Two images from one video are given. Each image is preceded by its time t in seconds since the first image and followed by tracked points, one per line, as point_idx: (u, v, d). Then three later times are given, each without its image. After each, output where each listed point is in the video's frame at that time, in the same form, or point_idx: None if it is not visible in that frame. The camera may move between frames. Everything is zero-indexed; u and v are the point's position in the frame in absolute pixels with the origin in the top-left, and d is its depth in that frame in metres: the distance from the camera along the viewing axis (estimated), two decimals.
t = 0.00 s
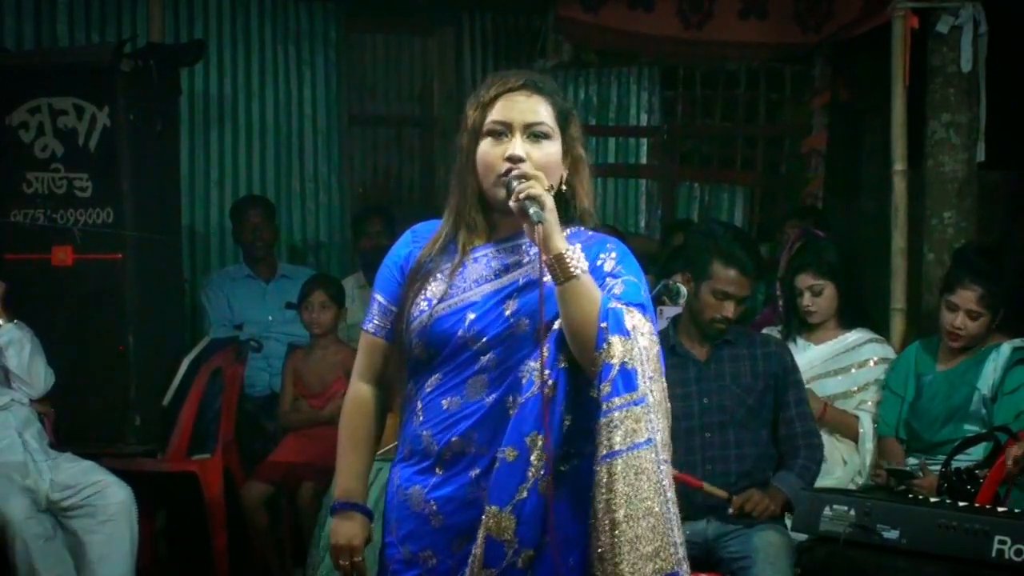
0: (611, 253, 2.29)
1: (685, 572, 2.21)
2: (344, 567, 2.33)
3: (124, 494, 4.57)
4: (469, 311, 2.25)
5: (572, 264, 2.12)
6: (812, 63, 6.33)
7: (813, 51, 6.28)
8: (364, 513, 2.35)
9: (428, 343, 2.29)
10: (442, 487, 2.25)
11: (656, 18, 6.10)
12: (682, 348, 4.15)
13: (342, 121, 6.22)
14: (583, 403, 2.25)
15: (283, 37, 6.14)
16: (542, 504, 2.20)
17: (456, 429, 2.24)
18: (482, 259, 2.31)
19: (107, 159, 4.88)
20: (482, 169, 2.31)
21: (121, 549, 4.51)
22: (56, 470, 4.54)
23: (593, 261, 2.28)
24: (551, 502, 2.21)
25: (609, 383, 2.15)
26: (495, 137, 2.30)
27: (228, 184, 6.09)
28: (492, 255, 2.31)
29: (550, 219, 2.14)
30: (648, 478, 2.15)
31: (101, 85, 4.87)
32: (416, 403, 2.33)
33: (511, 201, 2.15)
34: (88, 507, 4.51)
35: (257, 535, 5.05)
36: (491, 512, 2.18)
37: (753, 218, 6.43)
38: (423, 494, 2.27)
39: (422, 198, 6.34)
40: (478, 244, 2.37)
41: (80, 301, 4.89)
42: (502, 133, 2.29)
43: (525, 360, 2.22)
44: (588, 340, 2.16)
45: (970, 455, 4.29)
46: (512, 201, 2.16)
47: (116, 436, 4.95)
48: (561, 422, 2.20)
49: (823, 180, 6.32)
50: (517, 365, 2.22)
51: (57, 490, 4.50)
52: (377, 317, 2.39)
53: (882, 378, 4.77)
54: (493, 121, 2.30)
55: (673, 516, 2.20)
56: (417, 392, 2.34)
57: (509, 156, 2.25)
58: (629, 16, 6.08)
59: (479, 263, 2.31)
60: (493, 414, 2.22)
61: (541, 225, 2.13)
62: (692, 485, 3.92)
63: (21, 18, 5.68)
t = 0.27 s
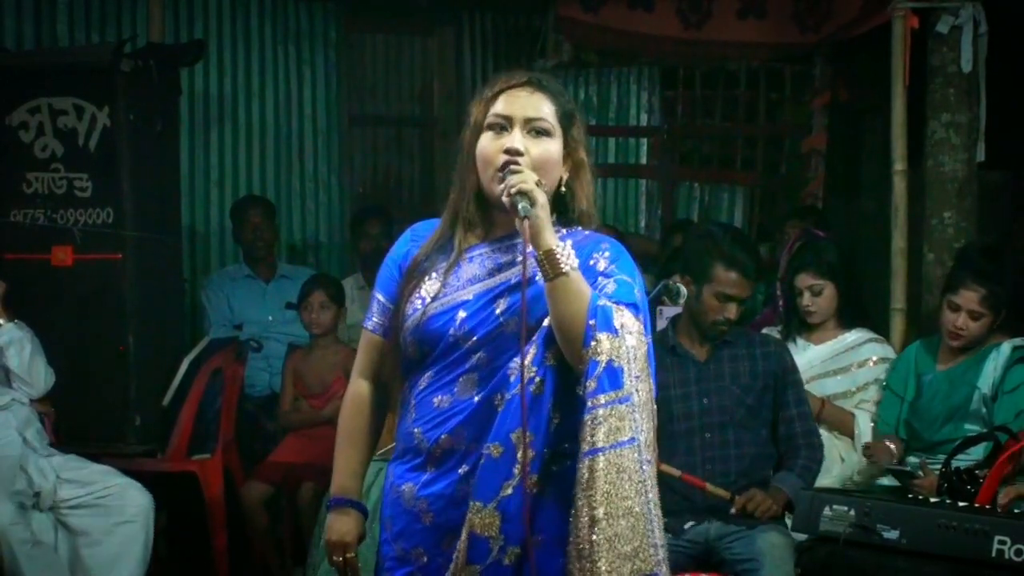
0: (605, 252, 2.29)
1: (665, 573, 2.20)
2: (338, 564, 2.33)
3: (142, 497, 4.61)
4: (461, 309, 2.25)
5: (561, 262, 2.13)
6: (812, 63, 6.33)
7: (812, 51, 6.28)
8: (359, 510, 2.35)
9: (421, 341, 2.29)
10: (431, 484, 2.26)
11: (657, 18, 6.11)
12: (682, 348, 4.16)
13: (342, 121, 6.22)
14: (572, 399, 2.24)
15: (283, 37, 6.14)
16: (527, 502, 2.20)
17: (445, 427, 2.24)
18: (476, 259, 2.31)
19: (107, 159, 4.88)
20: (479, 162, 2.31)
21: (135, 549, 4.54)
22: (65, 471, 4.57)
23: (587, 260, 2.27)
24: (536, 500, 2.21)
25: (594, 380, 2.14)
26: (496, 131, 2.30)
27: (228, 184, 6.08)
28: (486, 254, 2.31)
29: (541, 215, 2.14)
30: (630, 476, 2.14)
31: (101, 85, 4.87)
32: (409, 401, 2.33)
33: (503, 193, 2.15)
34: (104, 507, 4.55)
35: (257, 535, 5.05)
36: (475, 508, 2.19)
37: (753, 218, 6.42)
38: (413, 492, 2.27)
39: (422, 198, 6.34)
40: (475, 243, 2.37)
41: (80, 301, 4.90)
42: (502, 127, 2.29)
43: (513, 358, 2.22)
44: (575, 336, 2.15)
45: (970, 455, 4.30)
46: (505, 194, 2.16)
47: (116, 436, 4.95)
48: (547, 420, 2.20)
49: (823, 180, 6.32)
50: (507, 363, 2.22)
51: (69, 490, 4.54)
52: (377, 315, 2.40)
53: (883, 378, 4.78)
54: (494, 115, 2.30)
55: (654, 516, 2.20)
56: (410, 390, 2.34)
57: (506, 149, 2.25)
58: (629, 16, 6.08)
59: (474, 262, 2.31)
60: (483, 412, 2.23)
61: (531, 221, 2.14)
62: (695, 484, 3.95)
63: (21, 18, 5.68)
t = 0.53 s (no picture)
0: (605, 253, 2.28)
1: None
2: (339, 565, 2.31)
3: (127, 494, 4.61)
4: (461, 309, 2.25)
5: (563, 262, 2.13)
6: (812, 63, 6.34)
7: (812, 51, 6.29)
8: (358, 510, 2.35)
9: (421, 341, 2.29)
10: (431, 484, 2.26)
11: (659, 15, 6.14)
12: (682, 348, 4.17)
13: (342, 121, 6.21)
14: (568, 399, 2.26)
15: (283, 37, 6.14)
16: (527, 503, 2.20)
17: (445, 426, 2.24)
18: (476, 258, 2.31)
19: (107, 159, 4.88)
20: (480, 163, 2.30)
21: (123, 550, 4.52)
22: (58, 471, 4.55)
23: (587, 261, 2.26)
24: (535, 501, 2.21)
25: (594, 381, 2.14)
26: (497, 131, 2.30)
27: (229, 184, 6.08)
28: (486, 254, 2.31)
29: (544, 215, 2.14)
30: (624, 478, 2.16)
31: (101, 85, 4.87)
32: (408, 401, 2.33)
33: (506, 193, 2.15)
34: (92, 507, 4.55)
35: (257, 535, 5.05)
36: (477, 508, 2.19)
37: (753, 218, 6.40)
38: (412, 492, 2.27)
39: (421, 199, 6.32)
40: (474, 243, 2.36)
41: (80, 301, 4.90)
42: (504, 128, 2.29)
43: (514, 358, 2.22)
44: (574, 336, 2.15)
45: (970, 455, 4.30)
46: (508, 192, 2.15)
47: (116, 435, 4.95)
48: (547, 420, 2.21)
49: (823, 180, 6.31)
50: (508, 363, 2.22)
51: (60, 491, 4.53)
52: (375, 314, 2.39)
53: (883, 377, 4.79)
54: (495, 116, 2.30)
55: (646, 519, 2.21)
56: (409, 390, 2.34)
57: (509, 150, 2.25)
58: (629, 16, 6.13)
59: (473, 262, 2.30)
60: (483, 412, 2.23)
61: (534, 220, 2.13)
62: (693, 483, 3.92)
63: (21, 18, 5.68)
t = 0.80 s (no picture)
0: (608, 253, 2.28)
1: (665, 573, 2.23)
2: (342, 569, 2.33)
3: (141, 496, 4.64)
4: (467, 311, 2.25)
5: (572, 262, 2.13)
6: (812, 62, 6.34)
7: (811, 50, 6.30)
8: (360, 514, 2.35)
9: (426, 343, 2.29)
10: (438, 486, 2.26)
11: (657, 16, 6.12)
12: (682, 349, 4.17)
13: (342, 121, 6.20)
14: (579, 400, 2.25)
15: (283, 38, 6.13)
16: (537, 504, 2.21)
17: (453, 429, 2.23)
18: (478, 260, 2.31)
19: (107, 159, 4.89)
20: (482, 166, 2.30)
21: (134, 550, 4.55)
22: (63, 471, 4.58)
23: (591, 261, 2.27)
24: (546, 502, 2.22)
25: (605, 381, 2.15)
26: (497, 133, 2.30)
27: (229, 185, 6.07)
28: (489, 256, 2.31)
29: (553, 215, 2.13)
30: (635, 477, 2.17)
31: (101, 85, 4.87)
32: (412, 403, 2.33)
33: (514, 195, 2.13)
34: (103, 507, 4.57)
35: (257, 535, 5.05)
36: (487, 510, 2.19)
37: (753, 217, 6.39)
38: (419, 494, 2.27)
39: (420, 199, 6.30)
40: (475, 245, 2.36)
41: (80, 301, 4.90)
42: (504, 129, 2.29)
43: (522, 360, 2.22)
44: (585, 337, 2.15)
45: (970, 455, 4.30)
46: (514, 193, 2.15)
47: (116, 435, 4.95)
48: (557, 421, 2.21)
49: (823, 180, 6.31)
50: (515, 365, 2.23)
51: (68, 490, 4.56)
52: (373, 317, 2.38)
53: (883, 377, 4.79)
54: (495, 117, 2.30)
55: (657, 517, 2.22)
56: (413, 392, 2.34)
57: (511, 152, 2.26)
58: (628, 16, 6.11)
59: (476, 264, 2.31)
60: (491, 414, 2.23)
61: (544, 221, 2.12)
62: (694, 482, 3.98)
63: (22, 18, 5.67)
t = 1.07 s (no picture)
0: (610, 251, 2.29)
1: (682, 567, 2.23)
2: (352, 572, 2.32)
3: (134, 495, 4.61)
4: (471, 312, 2.25)
5: (578, 259, 2.15)
6: (812, 62, 6.34)
7: (811, 50, 6.30)
8: (368, 517, 2.34)
9: (429, 345, 2.29)
10: (445, 487, 2.25)
11: (657, 16, 6.14)
12: (683, 349, 4.19)
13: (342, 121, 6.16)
14: (588, 397, 2.26)
15: (282, 38, 6.08)
16: (544, 502, 2.21)
17: (460, 429, 2.23)
18: (481, 261, 2.31)
19: (107, 159, 4.88)
20: (481, 167, 2.30)
21: (128, 550, 4.53)
22: (61, 471, 4.57)
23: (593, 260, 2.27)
24: (554, 500, 2.23)
25: (615, 378, 2.17)
26: (494, 133, 2.30)
27: (228, 185, 6.03)
28: (492, 257, 2.31)
29: (558, 211, 2.14)
30: (649, 472, 2.18)
31: (101, 85, 4.87)
32: (416, 405, 2.32)
33: (518, 194, 2.14)
34: (99, 507, 4.56)
35: (257, 535, 5.05)
36: (494, 509, 2.19)
37: (753, 218, 6.38)
38: (425, 496, 2.26)
39: (420, 199, 6.29)
40: (477, 246, 2.37)
41: (80, 301, 4.89)
42: (501, 128, 2.29)
43: (528, 360, 2.22)
44: (592, 334, 2.17)
45: (970, 456, 4.30)
46: (518, 194, 2.15)
47: (116, 435, 4.95)
48: (564, 419, 2.22)
49: (823, 180, 6.31)
50: (521, 365, 2.23)
51: (64, 491, 4.55)
52: (374, 320, 2.38)
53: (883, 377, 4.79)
54: (491, 117, 2.30)
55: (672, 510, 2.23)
56: (417, 394, 2.33)
57: (510, 151, 2.26)
58: (628, 16, 6.12)
59: (479, 265, 2.31)
60: (498, 414, 2.23)
61: (550, 218, 2.13)
62: (698, 483, 4.00)
63: (21, 17, 5.66)
